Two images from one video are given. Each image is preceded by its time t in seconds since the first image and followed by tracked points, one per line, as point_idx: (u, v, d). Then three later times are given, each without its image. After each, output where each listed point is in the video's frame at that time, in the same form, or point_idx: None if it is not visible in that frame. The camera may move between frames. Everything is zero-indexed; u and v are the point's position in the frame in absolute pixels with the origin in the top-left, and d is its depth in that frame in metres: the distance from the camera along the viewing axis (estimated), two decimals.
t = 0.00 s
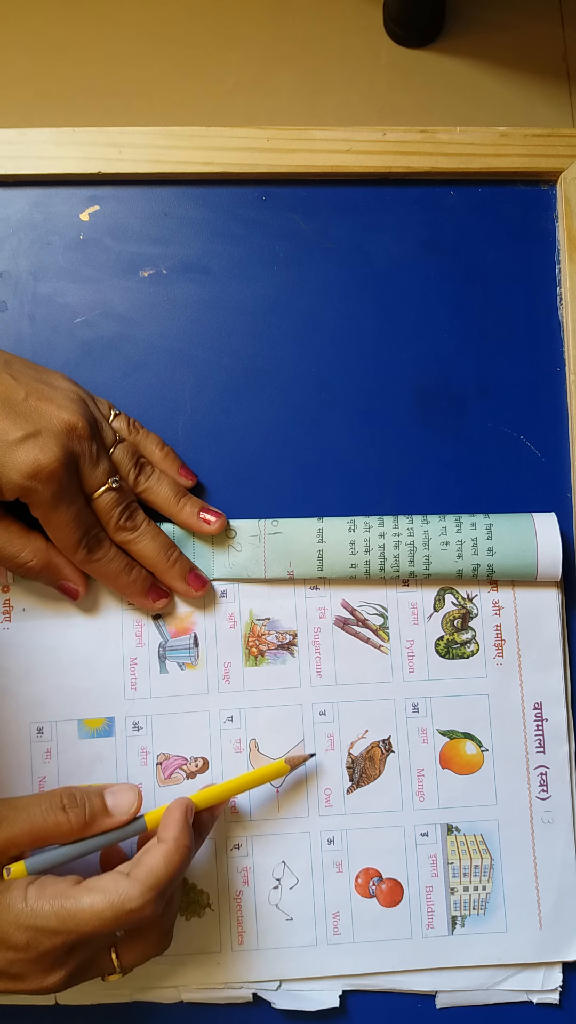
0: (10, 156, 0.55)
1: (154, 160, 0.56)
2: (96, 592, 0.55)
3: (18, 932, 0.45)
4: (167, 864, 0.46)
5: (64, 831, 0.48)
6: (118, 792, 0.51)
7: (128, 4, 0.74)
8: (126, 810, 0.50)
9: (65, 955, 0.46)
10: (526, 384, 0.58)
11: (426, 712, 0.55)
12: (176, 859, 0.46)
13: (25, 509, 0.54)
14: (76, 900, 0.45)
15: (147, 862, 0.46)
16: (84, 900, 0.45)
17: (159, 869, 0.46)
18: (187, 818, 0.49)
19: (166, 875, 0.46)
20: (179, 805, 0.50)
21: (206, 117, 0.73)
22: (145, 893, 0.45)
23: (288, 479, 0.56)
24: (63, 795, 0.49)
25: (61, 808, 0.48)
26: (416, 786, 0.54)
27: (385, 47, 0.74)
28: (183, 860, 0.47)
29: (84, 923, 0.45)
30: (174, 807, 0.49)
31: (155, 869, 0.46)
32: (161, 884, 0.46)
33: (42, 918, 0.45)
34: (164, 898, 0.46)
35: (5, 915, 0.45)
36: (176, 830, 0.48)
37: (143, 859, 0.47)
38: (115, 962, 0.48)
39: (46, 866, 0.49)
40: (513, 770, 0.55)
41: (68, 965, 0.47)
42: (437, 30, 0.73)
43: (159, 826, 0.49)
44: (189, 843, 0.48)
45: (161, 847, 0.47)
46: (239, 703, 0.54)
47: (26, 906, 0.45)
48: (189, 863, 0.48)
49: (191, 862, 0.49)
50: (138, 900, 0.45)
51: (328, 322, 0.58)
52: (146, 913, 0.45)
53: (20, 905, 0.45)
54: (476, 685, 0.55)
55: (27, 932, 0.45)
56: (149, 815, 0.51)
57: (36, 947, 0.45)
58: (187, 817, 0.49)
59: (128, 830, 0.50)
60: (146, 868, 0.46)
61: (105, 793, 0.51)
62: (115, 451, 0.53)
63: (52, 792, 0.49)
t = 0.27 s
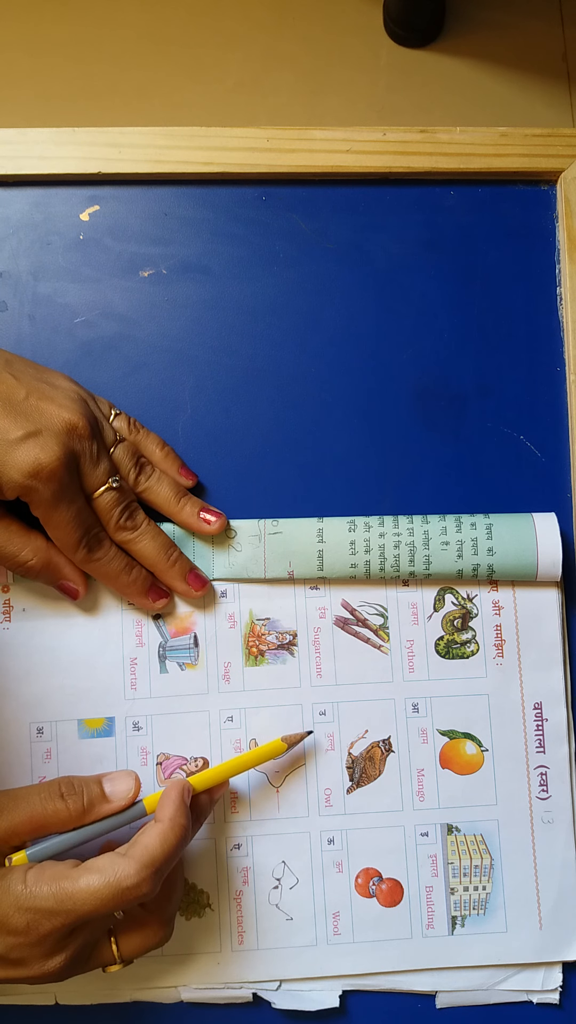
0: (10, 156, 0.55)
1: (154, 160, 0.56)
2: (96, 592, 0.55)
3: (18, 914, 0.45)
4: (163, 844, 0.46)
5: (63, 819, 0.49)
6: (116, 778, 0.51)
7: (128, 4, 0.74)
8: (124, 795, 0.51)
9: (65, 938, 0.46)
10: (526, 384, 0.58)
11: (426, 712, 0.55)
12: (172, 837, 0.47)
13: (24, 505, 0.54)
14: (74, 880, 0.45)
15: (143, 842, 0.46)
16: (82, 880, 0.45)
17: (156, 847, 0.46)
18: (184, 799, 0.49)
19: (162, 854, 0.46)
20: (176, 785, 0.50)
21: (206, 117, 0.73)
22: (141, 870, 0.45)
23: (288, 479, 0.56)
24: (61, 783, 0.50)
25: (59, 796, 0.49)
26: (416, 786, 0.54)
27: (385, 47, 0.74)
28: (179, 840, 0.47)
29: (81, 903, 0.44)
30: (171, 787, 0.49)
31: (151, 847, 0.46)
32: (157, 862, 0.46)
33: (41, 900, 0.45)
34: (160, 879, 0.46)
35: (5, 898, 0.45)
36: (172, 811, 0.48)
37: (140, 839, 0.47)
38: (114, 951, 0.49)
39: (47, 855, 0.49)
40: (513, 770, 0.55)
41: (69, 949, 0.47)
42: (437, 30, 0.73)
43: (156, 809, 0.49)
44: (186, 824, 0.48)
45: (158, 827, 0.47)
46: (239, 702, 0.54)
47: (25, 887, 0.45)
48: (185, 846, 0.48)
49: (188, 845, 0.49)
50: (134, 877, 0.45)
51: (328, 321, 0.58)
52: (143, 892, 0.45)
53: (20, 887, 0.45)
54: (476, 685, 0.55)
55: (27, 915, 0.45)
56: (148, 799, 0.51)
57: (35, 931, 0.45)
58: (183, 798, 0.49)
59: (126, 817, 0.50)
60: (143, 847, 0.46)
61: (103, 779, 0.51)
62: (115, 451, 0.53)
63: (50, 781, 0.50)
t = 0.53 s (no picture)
0: (10, 156, 0.55)
1: (154, 160, 0.56)
2: (96, 592, 0.55)
3: (17, 912, 0.45)
4: (163, 841, 0.46)
5: (62, 817, 0.49)
6: (115, 777, 0.51)
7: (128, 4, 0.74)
8: (123, 794, 0.50)
9: (64, 937, 0.46)
10: (526, 384, 0.58)
11: (426, 712, 0.55)
12: (171, 835, 0.47)
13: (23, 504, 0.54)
14: (73, 879, 0.45)
15: (142, 839, 0.46)
16: (82, 879, 0.45)
17: (155, 844, 0.46)
18: (183, 797, 0.49)
19: (161, 852, 0.46)
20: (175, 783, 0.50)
21: (206, 117, 0.73)
22: (141, 868, 0.45)
23: (288, 478, 0.56)
24: (61, 781, 0.50)
25: (59, 794, 0.49)
26: (416, 786, 0.55)
27: (385, 47, 0.74)
28: (178, 838, 0.47)
29: (81, 901, 0.44)
30: (170, 784, 0.49)
31: (150, 845, 0.46)
32: (157, 860, 0.46)
33: (41, 898, 0.45)
34: (159, 877, 0.46)
35: (4, 897, 0.45)
36: (171, 808, 0.48)
37: (139, 837, 0.47)
38: (114, 951, 0.49)
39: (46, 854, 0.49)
40: (513, 770, 0.55)
41: (69, 948, 0.47)
42: (437, 30, 0.73)
43: (155, 807, 0.49)
44: (185, 822, 0.48)
45: (157, 825, 0.47)
46: (239, 702, 0.54)
47: (25, 886, 0.45)
48: (185, 843, 0.48)
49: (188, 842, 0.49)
50: (133, 875, 0.45)
51: (328, 321, 0.58)
52: (143, 890, 0.45)
53: (19, 885, 0.45)
54: (476, 685, 0.55)
55: (26, 913, 0.45)
56: (147, 799, 0.50)
57: (35, 930, 0.45)
58: (182, 795, 0.49)
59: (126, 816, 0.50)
60: (142, 845, 0.46)
61: (102, 778, 0.51)
62: (115, 451, 0.53)
63: (50, 779, 0.50)
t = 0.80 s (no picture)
0: (10, 156, 0.55)
1: (154, 160, 0.56)
2: (96, 592, 0.55)
3: (16, 912, 0.45)
4: (163, 843, 0.46)
5: (62, 816, 0.49)
6: (115, 777, 0.51)
7: (128, 5, 0.74)
8: (123, 794, 0.50)
9: (63, 937, 0.46)
10: (526, 384, 0.58)
11: (426, 712, 0.55)
12: (171, 836, 0.47)
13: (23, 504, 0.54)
14: (73, 880, 0.45)
15: (142, 841, 0.46)
16: (81, 880, 0.45)
17: (155, 845, 0.46)
18: (183, 799, 0.49)
19: (161, 853, 0.46)
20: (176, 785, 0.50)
21: (206, 117, 0.73)
22: (140, 869, 0.45)
23: (288, 478, 0.56)
24: (61, 782, 0.50)
25: (59, 794, 0.49)
26: (416, 786, 0.54)
27: (385, 47, 0.74)
28: (178, 839, 0.47)
29: (80, 901, 0.44)
30: (170, 786, 0.49)
31: (150, 846, 0.46)
32: (157, 861, 0.46)
33: (40, 898, 0.45)
34: (159, 878, 0.46)
35: (4, 897, 0.45)
36: (171, 810, 0.48)
37: (139, 838, 0.47)
38: (114, 951, 0.49)
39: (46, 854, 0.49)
40: (513, 770, 0.55)
41: (69, 947, 0.47)
42: (437, 30, 0.73)
43: (155, 809, 0.49)
44: (186, 823, 0.48)
45: (157, 826, 0.47)
46: (239, 702, 0.54)
47: (24, 886, 0.45)
48: (185, 845, 0.48)
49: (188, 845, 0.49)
50: (133, 876, 0.45)
51: (328, 321, 0.58)
52: (142, 892, 0.45)
53: (19, 885, 0.45)
54: (476, 685, 0.55)
55: (25, 913, 0.45)
56: (147, 801, 0.50)
57: (34, 929, 0.45)
58: (183, 797, 0.49)
59: (125, 817, 0.50)
60: (142, 846, 0.46)
61: (102, 779, 0.51)
62: (115, 451, 0.53)
63: (50, 778, 0.50)
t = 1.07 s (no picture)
0: (10, 156, 0.55)
1: (154, 160, 0.56)
2: (96, 592, 0.55)
3: (17, 914, 0.45)
4: (164, 848, 0.46)
5: (65, 818, 0.49)
6: (119, 780, 0.52)
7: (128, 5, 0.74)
8: (126, 797, 0.51)
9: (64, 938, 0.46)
10: (526, 384, 0.58)
11: (426, 712, 0.55)
12: (173, 842, 0.46)
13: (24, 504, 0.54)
14: (74, 881, 0.45)
15: (144, 844, 0.46)
16: (82, 882, 0.45)
17: (156, 849, 0.46)
18: (186, 803, 0.49)
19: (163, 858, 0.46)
20: (178, 791, 0.50)
21: (206, 117, 0.73)
22: (142, 873, 0.45)
23: (288, 479, 0.56)
24: (64, 784, 0.50)
25: (62, 796, 0.49)
26: (416, 786, 0.54)
27: (385, 47, 0.74)
28: (179, 845, 0.47)
29: (81, 903, 0.44)
30: (173, 792, 0.50)
31: (152, 850, 0.46)
32: (158, 865, 0.46)
33: (40, 900, 0.45)
34: (160, 883, 0.46)
35: (4, 898, 0.45)
36: (174, 814, 0.48)
37: (141, 842, 0.47)
38: (114, 952, 0.49)
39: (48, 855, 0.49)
40: (513, 770, 0.55)
41: (69, 949, 0.47)
42: (437, 29, 0.73)
43: (158, 813, 0.49)
44: (187, 828, 0.48)
45: (159, 830, 0.47)
46: (239, 703, 0.54)
47: (25, 888, 0.45)
48: (187, 850, 0.48)
49: (189, 850, 0.49)
50: (134, 881, 0.45)
51: (328, 321, 0.58)
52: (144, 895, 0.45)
53: (19, 887, 0.45)
54: (476, 685, 0.55)
55: (26, 915, 0.45)
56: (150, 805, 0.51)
57: (34, 931, 0.45)
58: (185, 802, 0.49)
59: (128, 819, 0.50)
60: (144, 850, 0.46)
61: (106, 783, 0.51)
62: (115, 451, 0.53)
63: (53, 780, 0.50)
